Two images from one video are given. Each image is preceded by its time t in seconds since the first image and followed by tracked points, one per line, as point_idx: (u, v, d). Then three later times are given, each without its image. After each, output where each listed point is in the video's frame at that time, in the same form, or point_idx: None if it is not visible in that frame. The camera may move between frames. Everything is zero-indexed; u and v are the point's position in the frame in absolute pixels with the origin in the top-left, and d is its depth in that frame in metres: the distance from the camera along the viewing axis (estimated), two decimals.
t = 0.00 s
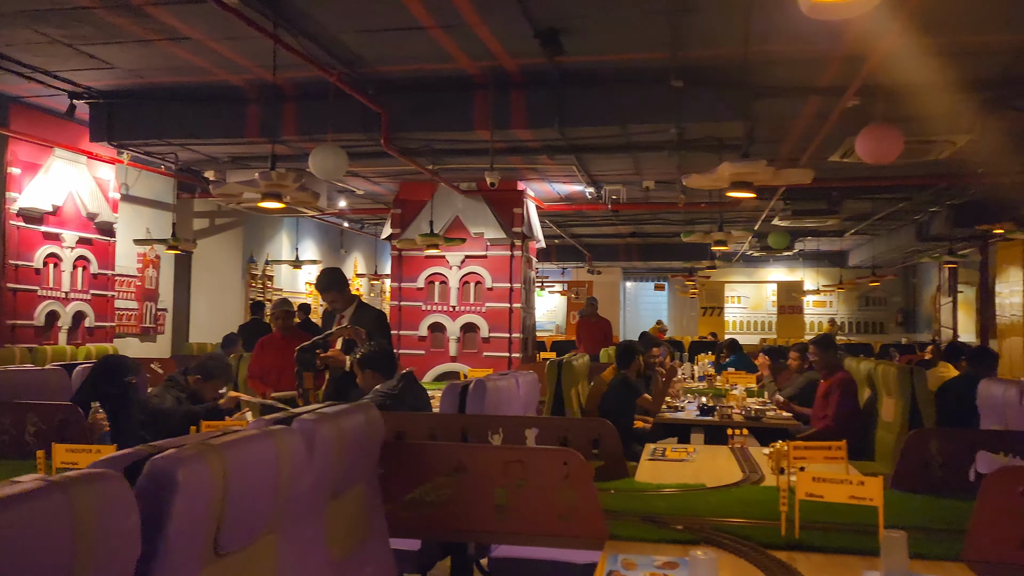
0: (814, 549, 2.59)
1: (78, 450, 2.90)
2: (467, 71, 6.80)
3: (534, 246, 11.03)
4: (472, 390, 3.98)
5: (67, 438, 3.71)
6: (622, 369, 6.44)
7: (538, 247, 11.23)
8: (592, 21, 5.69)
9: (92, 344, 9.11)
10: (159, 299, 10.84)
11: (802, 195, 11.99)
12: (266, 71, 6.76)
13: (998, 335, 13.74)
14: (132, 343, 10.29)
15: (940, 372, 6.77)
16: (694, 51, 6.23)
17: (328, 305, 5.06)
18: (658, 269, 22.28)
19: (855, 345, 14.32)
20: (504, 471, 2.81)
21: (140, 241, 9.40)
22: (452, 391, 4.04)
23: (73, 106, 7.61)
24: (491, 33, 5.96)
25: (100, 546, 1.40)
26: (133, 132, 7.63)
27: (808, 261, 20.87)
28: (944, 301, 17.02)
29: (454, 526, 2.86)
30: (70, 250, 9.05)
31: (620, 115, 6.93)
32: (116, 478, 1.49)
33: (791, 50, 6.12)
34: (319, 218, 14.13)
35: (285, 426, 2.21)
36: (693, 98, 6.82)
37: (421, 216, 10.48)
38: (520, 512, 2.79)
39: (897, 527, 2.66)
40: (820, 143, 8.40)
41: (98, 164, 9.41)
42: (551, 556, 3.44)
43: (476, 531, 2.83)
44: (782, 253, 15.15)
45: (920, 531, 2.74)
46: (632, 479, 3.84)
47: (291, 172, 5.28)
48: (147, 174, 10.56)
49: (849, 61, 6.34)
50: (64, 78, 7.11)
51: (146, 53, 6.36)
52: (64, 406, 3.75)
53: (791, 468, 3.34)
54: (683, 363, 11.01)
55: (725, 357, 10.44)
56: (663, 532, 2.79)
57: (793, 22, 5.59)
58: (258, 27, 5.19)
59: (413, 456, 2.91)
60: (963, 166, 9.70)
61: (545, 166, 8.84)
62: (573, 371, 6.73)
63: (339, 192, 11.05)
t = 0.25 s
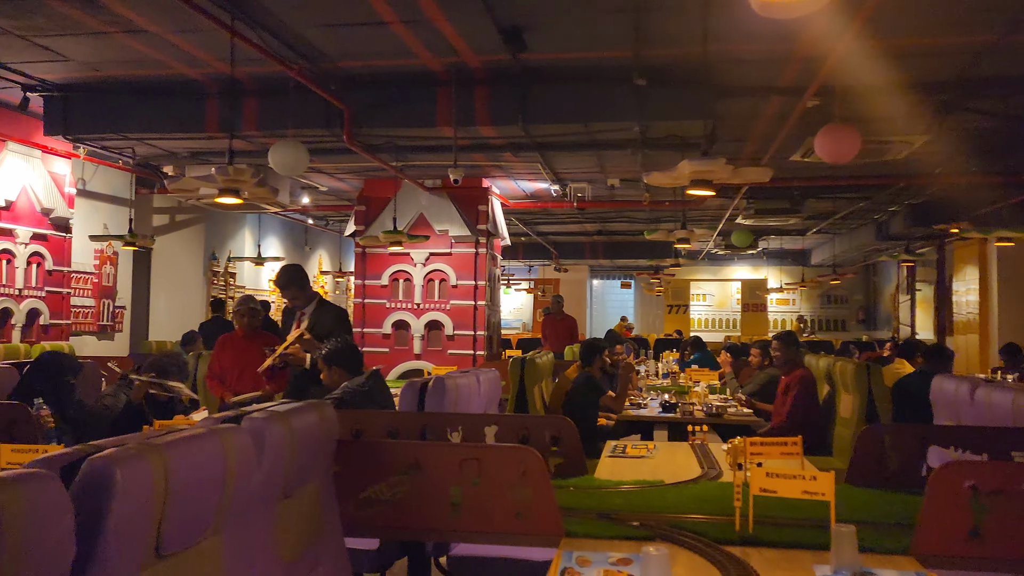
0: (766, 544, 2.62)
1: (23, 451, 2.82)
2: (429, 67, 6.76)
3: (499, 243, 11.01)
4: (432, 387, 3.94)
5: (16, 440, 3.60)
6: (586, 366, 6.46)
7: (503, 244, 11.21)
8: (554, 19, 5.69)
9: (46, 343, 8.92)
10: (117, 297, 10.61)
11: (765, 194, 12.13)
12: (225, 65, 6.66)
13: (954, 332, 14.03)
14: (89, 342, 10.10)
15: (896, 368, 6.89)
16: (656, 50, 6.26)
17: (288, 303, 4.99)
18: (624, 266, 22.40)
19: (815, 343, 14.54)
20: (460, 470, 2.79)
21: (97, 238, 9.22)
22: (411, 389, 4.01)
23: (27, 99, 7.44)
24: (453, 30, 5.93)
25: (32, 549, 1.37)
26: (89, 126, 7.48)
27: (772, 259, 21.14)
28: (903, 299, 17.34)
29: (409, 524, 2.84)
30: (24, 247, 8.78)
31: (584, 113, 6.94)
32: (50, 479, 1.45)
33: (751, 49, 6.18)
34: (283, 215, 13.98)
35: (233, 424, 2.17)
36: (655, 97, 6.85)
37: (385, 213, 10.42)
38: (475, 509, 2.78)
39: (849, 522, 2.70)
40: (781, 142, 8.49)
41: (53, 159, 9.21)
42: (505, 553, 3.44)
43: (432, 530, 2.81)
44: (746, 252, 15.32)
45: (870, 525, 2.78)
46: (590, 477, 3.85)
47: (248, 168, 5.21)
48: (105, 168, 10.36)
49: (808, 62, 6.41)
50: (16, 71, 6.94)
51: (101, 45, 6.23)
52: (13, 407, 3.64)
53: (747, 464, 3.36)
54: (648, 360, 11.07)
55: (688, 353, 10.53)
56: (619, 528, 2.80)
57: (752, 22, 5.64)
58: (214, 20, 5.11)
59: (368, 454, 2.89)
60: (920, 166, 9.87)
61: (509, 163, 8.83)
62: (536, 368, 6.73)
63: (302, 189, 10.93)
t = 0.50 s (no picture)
0: (729, 537, 2.63)
1: None
2: (399, 61, 6.71)
3: (471, 240, 10.99)
4: (400, 383, 3.90)
5: None
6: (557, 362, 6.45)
7: (475, 241, 11.19)
8: (524, 14, 5.67)
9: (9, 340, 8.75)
10: (83, 293, 10.44)
11: (736, 192, 12.22)
12: (191, 58, 6.57)
13: (921, 328, 14.24)
14: (54, 339, 9.93)
15: (863, 363, 6.97)
16: (626, 46, 6.27)
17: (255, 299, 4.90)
18: (597, 263, 22.47)
19: (785, 339, 14.67)
20: (424, 466, 2.78)
21: (61, 233, 9.06)
22: (378, 385, 3.98)
23: None
24: (423, 24, 5.89)
25: None
26: (52, 119, 7.34)
27: (743, 256, 21.31)
28: (871, 296, 17.56)
29: (373, 520, 2.81)
30: None
31: (555, 109, 6.93)
32: None
33: (721, 47, 6.21)
34: (253, 211, 13.83)
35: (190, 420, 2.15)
36: (625, 93, 6.86)
37: (356, 209, 10.35)
38: (439, 504, 2.76)
39: (811, 515, 2.72)
40: (751, 140, 8.55)
41: (17, 153, 9.03)
42: (471, 550, 3.43)
43: (396, 526, 2.79)
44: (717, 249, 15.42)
45: (832, 517, 2.80)
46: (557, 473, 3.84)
47: (213, 161, 5.15)
48: (70, 163, 10.17)
49: (776, 60, 6.45)
50: None
51: (64, 37, 6.12)
52: None
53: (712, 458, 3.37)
54: (620, 357, 11.10)
55: (660, 350, 10.58)
56: (584, 523, 2.80)
57: (721, 19, 5.66)
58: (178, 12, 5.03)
59: (332, 450, 2.87)
60: (887, 164, 10.00)
61: (481, 159, 8.80)
62: (507, 364, 6.72)
63: (272, 184, 10.83)
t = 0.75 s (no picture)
0: (699, 528, 2.63)
1: None
2: (373, 54, 6.67)
3: (447, 234, 10.95)
4: (371, 376, 3.87)
5: None
6: (532, 356, 6.45)
7: (452, 235, 11.16)
8: (498, 6, 5.65)
9: None
10: (54, 288, 10.28)
11: (712, 187, 12.27)
12: (162, 49, 6.49)
13: (894, 322, 14.38)
14: (25, 335, 9.76)
15: (836, 356, 7.02)
16: (601, 40, 6.26)
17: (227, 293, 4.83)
18: (575, 258, 22.51)
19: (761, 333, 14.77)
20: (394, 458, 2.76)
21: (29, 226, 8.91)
22: (350, 377, 3.94)
23: None
24: (396, 16, 5.85)
25: None
26: (19, 110, 7.21)
27: (720, 251, 21.44)
28: (846, 291, 17.73)
29: (343, 513, 2.79)
30: None
31: (531, 103, 6.91)
32: None
33: (694, 41, 6.22)
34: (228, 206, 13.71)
35: (152, 412, 2.11)
36: (601, 87, 6.85)
37: (331, 203, 10.29)
38: (409, 497, 2.74)
39: (780, 505, 2.73)
40: (726, 135, 8.58)
41: None
42: (442, 542, 3.42)
43: (366, 520, 2.77)
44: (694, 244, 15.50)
45: (801, 507, 2.82)
46: (531, 465, 3.84)
47: (182, 152, 5.10)
48: (39, 156, 10.01)
49: (751, 54, 6.47)
50: None
51: (30, 27, 6.01)
52: None
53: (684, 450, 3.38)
54: (597, 352, 11.12)
55: (636, 344, 10.61)
56: (554, 515, 2.79)
57: (694, 14, 5.67)
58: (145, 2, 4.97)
59: (302, 442, 2.84)
60: (860, 160, 10.08)
61: (456, 153, 8.77)
62: (483, 359, 6.70)
63: (246, 178, 10.74)
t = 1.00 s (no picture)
0: (671, 521, 2.64)
1: None
2: (350, 47, 6.62)
3: (426, 230, 10.92)
4: (344, 372, 3.84)
5: None
6: (510, 352, 6.44)
7: (431, 231, 11.12)
8: None
9: None
10: (27, 284, 10.13)
11: (691, 183, 12.32)
12: (134, 41, 6.41)
13: (870, 318, 14.51)
14: None
15: (812, 351, 7.07)
16: (578, 35, 6.26)
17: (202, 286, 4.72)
18: (555, 255, 22.52)
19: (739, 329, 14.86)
20: (365, 453, 2.74)
21: None
22: (324, 373, 3.91)
23: None
24: (373, 9, 5.81)
25: None
26: None
27: (699, 248, 21.55)
28: (823, 287, 17.87)
29: (314, 509, 2.77)
30: None
31: (509, 97, 6.90)
32: None
33: (673, 36, 6.23)
34: (204, 201, 13.58)
35: (117, 406, 2.08)
36: (579, 82, 6.85)
37: (308, 198, 10.23)
38: (381, 492, 2.73)
39: (751, 498, 2.74)
40: (703, 131, 8.61)
41: None
42: (414, 538, 3.40)
43: (337, 515, 2.75)
44: (673, 240, 15.56)
45: (772, 500, 2.83)
46: (506, 460, 3.82)
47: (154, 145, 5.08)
48: (10, 149, 9.86)
49: (729, 50, 6.49)
50: None
51: None
52: None
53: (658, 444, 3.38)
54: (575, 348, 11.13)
55: (615, 340, 10.63)
56: (527, 509, 2.78)
57: (672, 9, 5.68)
58: None
59: (273, 437, 2.82)
60: (836, 156, 10.16)
61: (435, 148, 8.74)
62: (460, 354, 6.68)
63: (223, 172, 10.65)
